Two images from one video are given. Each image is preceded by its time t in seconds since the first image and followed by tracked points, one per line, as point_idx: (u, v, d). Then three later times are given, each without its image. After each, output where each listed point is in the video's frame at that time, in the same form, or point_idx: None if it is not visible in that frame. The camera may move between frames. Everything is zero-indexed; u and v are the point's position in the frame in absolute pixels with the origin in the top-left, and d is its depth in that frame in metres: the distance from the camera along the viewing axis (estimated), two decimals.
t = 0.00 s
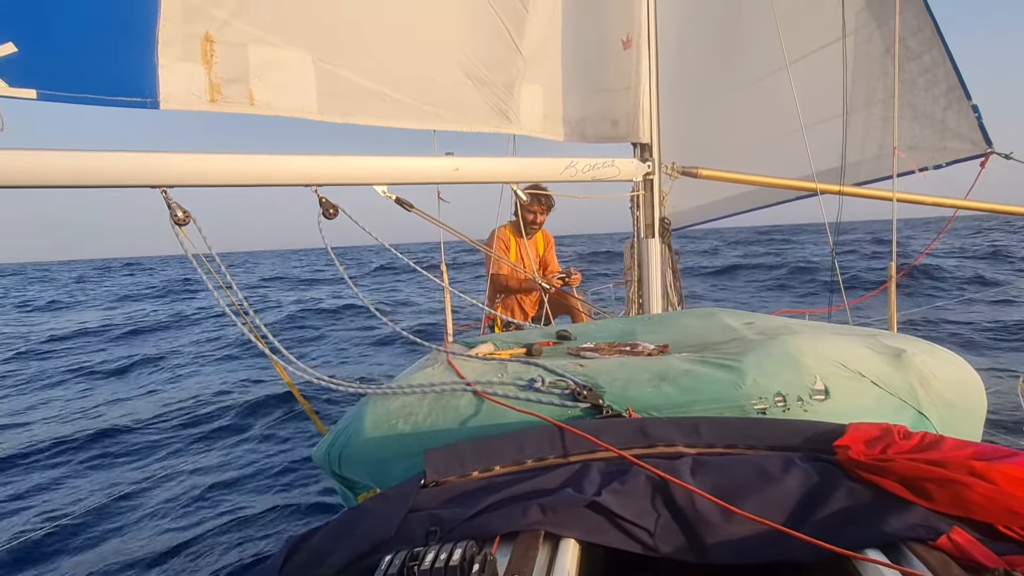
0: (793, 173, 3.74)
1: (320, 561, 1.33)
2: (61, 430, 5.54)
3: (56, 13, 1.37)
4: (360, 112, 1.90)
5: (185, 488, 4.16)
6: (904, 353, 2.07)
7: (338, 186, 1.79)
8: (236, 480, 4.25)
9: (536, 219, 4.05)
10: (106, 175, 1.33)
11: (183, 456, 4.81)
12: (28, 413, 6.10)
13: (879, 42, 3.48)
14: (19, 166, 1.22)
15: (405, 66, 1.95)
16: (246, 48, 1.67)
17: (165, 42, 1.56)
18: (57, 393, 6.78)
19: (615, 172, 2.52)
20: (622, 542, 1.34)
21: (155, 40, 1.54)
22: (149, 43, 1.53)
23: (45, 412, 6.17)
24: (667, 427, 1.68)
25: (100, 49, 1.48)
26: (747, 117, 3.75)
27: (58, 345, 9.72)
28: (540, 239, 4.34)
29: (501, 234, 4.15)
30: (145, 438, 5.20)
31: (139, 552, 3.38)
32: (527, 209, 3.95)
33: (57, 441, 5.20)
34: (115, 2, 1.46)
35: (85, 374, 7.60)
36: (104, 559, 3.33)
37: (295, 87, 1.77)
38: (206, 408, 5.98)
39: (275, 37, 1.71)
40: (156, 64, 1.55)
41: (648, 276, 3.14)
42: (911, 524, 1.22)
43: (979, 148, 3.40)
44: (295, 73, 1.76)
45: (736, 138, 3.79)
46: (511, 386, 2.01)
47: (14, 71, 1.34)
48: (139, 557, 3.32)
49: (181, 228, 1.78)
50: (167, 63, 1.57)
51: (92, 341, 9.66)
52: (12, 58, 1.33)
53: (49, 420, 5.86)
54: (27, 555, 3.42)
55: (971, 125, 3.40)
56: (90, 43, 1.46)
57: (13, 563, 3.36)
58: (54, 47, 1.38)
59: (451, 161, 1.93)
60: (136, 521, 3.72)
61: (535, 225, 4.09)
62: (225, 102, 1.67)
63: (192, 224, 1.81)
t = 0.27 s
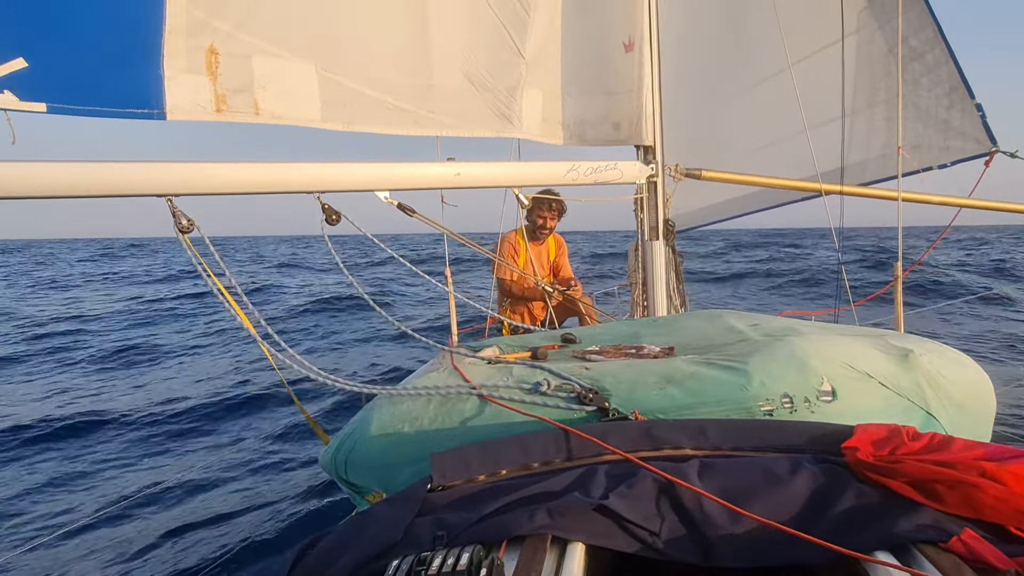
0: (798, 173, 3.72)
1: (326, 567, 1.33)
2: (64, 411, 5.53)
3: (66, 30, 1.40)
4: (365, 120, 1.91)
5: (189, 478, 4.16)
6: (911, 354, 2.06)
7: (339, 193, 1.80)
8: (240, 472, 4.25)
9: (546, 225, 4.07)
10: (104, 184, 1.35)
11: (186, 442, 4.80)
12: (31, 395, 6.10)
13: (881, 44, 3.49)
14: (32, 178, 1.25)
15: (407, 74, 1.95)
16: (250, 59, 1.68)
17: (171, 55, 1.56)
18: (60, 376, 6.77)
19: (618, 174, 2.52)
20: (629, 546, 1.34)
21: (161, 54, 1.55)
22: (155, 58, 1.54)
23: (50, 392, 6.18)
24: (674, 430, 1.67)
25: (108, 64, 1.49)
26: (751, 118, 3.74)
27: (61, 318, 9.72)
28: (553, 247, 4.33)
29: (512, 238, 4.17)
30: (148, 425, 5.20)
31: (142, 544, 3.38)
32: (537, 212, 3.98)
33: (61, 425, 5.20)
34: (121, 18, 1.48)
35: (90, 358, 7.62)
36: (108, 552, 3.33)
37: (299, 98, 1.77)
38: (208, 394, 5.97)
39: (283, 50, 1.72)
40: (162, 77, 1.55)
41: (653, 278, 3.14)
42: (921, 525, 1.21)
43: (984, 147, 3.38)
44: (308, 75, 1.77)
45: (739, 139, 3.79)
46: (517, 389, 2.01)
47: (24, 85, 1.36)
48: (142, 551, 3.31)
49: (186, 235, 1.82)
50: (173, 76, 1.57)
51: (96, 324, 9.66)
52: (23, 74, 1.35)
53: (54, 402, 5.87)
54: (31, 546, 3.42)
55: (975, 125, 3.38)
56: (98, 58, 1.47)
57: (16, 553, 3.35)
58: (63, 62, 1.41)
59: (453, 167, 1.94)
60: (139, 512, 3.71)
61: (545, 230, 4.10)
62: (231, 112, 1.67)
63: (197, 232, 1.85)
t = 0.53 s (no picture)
0: (799, 172, 3.71)
1: (329, 567, 1.33)
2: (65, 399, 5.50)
3: (70, 43, 1.45)
4: (364, 125, 1.92)
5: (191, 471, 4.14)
6: (914, 351, 2.06)
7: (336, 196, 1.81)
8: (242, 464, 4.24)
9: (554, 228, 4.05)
10: (126, 188, 1.38)
11: (187, 432, 4.78)
12: (31, 381, 6.07)
13: (880, 41, 3.49)
14: (49, 186, 1.27)
15: (407, 78, 1.96)
16: (249, 67, 1.70)
17: (172, 65, 1.60)
18: (60, 363, 6.73)
19: (618, 174, 2.52)
20: (633, 546, 1.34)
21: (162, 64, 1.58)
22: (157, 67, 1.57)
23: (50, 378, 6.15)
24: (677, 429, 1.67)
25: (111, 75, 1.52)
26: (751, 116, 3.74)
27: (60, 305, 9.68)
28: (560, 253, 4.31)
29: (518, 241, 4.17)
30: (148, 414, 5.17)
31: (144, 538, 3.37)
32: (544, 216, 3.97)
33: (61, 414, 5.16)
34: (121, 20, 1.51)
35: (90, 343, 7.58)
36: (110, 545, 3.32)
37: (298, 105, 1.79)
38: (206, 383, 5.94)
39: (280, 56, 1.74)
40: (163, 87, 1.59)
41: (654, 277, 3.14)
42: (926, 524, 1.21)
43: (984, 145, 3.38)
44: (296, 86, 1.77)
45: (740, 138, 3.78)
46: (519, 390, 2.01)
47: (32, 95, 1.40)
48: (144, 545, 3.31)
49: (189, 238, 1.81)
50: (175, 85, 1.60)
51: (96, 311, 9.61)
52: (30, 85, 1.39)
53: (53, 388, 5.84)
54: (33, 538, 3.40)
55: (976, 122, 3.37)
56: (100, 64, 1.51)
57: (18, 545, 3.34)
58: (68, 71, 1.44)
59: (450, 169, 1.95)
60: (142, 505, 3.71)
61: (551, 237, 4.09)
62: (232, 119, 1.70)
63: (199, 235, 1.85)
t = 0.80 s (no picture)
0: (801, 169, 3.70)
1: (329, 565, 1.33)
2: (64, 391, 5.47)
3: (73, 53, 1.51)
4: (361, 126, 1.93)
5: (191, 465, 4.14)
6: (913, 347, 2.06)
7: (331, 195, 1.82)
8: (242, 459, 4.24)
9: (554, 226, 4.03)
10: (125, 189, 1.45)
11: (187, 426, 4.77)
12: (31, 370, 6.06)
13: (879, 38, 3.48)
14: (49, 190, 1.36)
15: (406, 77, 1.96)
16: (247, 74, 1.73)
17: (172, 73, 1.64)
18: (62, 352, 6.75)
19: (616, 171, 2.52)
20: (633, 542, 1.34)
21: (162, 72, 1.63)
22: (157, 73, 1.62)
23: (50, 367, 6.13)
24: (676, 425, 1.67)
25: (112, 80, 1.57)
26: (750, 113, 3.73)
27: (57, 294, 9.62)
28: (560, 251, 4.31)
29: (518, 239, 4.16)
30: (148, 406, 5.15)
31: (145, 531, 3.37)
32: (546, 216, 3.96)
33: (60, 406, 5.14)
34: (124, 28, 1.57)
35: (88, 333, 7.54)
36: (111, 539, 3.32)
37: (297, 109, 1.82)
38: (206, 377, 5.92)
39: (275, 61, 1.77)
40: (163, 93, 1.63)
41: (654, 274, 3.13)
42: (925, 519, 1.21)
43: (982, 143, 3.38)
44: (294, 92, 1.81)
45: (740, 134, 3.78)
46: (518, 386, 2.01)
47: (39, 103, 1.47)
48: (144, 539, 3.31)
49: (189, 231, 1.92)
50: (175, 93, 1.65)
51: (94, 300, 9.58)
52: (38, 93, 1.46)
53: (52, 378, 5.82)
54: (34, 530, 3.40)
55: (974, 119, 3.38)
56: (103, 69, 1.56)
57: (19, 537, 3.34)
58: (69, 77, 1.50)
59: (446, 167, 1.95)
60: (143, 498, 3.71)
61: (552, 236, 4.09)
62: (229, 123, 1.74)
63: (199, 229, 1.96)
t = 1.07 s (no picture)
0: (796, 162, 3.71)
1: (328, 557, 1.34)
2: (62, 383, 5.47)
3: (77, 54, 1.56)
4: (359, 122, 1.93)
5: (191, 455, 4.13)
6: (910, 340, 2.06)
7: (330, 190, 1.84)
8: (241, 449, 4.24)
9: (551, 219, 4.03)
10: (126, 186, 1.47)
11: (186, 418, 4.78)
12: (30, 361, 6.07)
13: (878, 32, 3.46)
14: (54, 184, 1.39)
15: (406, 71, 1.96)
16: (245, 74, 1.74)
17: (172, 76, 1.66)
18: (61, 343, 6.76)
19: (614, 166, 2.52)
20: (631, 535, 1.35)
21: (163, 73, 1.65)
22: (157, 75, 1.64)
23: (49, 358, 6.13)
24: (675, 418, 1.67)
25: (113, 80, 1.60)
26: (748, 108, 3.73)
27: (56, 287, 9.62)
28: (559, 242, 4.31)
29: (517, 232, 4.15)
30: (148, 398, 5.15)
31: (145, 521, 3.38)
32: (543, 209, 3.94)
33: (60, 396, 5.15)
34: (125, 31, 1.60)
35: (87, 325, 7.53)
36: (110, 528, 3.32)
37: (295, 106, 1.83)
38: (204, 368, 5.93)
39: (275, 61, 1.78)
40: (164, 95, 1.65)
41: (652, 268, 3.13)
42: (921, 511, 1.22)
43: (980, 139, 3.37)
44: (295, 86, 1.81)
45: (738, 129, 3.77)
46: (517, 379, 2.01)
47: (46, 106, 1.52)
48: (143, 527, 3.32)
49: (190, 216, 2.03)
50: (177, 95, 1.68)
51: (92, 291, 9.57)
52: (43, 96, 1.51)
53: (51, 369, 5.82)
54: (33, 521, 3.41)
55: (972, 115, 3.37)
56: (105, 69, 1.60)
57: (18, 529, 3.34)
58: (70, 77, 1.54)
59: (441, 162, 1.94)
60: (142, 488, 3.71)
61: (551, 228, 4.08)
62: (230, 122, 1.75)
63: (199, 212, 2.06)
